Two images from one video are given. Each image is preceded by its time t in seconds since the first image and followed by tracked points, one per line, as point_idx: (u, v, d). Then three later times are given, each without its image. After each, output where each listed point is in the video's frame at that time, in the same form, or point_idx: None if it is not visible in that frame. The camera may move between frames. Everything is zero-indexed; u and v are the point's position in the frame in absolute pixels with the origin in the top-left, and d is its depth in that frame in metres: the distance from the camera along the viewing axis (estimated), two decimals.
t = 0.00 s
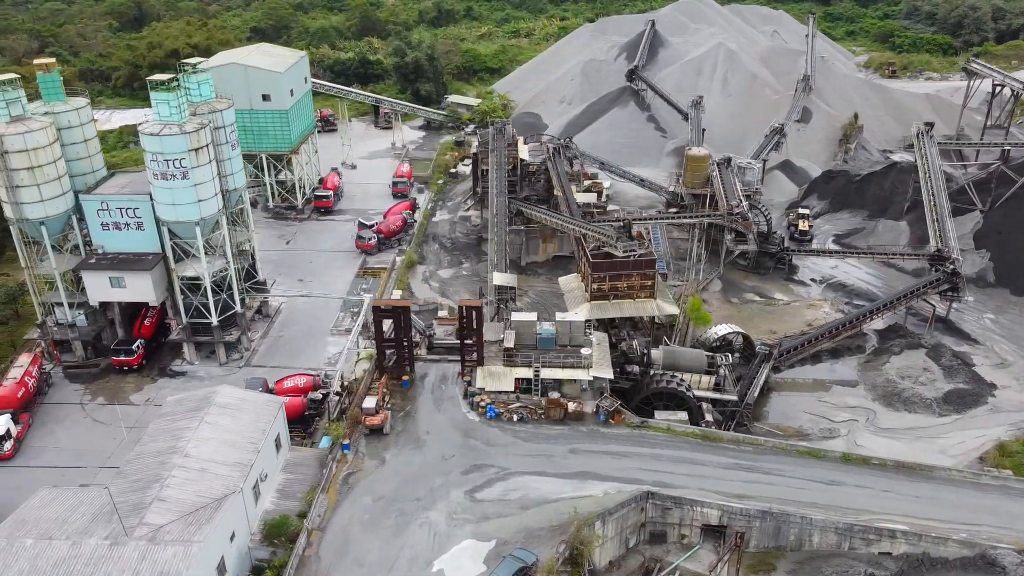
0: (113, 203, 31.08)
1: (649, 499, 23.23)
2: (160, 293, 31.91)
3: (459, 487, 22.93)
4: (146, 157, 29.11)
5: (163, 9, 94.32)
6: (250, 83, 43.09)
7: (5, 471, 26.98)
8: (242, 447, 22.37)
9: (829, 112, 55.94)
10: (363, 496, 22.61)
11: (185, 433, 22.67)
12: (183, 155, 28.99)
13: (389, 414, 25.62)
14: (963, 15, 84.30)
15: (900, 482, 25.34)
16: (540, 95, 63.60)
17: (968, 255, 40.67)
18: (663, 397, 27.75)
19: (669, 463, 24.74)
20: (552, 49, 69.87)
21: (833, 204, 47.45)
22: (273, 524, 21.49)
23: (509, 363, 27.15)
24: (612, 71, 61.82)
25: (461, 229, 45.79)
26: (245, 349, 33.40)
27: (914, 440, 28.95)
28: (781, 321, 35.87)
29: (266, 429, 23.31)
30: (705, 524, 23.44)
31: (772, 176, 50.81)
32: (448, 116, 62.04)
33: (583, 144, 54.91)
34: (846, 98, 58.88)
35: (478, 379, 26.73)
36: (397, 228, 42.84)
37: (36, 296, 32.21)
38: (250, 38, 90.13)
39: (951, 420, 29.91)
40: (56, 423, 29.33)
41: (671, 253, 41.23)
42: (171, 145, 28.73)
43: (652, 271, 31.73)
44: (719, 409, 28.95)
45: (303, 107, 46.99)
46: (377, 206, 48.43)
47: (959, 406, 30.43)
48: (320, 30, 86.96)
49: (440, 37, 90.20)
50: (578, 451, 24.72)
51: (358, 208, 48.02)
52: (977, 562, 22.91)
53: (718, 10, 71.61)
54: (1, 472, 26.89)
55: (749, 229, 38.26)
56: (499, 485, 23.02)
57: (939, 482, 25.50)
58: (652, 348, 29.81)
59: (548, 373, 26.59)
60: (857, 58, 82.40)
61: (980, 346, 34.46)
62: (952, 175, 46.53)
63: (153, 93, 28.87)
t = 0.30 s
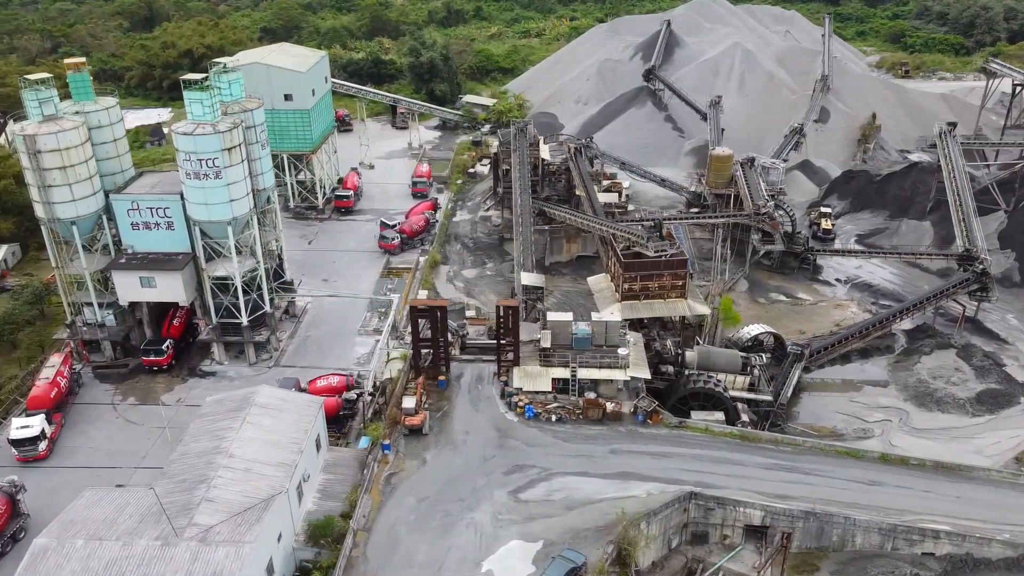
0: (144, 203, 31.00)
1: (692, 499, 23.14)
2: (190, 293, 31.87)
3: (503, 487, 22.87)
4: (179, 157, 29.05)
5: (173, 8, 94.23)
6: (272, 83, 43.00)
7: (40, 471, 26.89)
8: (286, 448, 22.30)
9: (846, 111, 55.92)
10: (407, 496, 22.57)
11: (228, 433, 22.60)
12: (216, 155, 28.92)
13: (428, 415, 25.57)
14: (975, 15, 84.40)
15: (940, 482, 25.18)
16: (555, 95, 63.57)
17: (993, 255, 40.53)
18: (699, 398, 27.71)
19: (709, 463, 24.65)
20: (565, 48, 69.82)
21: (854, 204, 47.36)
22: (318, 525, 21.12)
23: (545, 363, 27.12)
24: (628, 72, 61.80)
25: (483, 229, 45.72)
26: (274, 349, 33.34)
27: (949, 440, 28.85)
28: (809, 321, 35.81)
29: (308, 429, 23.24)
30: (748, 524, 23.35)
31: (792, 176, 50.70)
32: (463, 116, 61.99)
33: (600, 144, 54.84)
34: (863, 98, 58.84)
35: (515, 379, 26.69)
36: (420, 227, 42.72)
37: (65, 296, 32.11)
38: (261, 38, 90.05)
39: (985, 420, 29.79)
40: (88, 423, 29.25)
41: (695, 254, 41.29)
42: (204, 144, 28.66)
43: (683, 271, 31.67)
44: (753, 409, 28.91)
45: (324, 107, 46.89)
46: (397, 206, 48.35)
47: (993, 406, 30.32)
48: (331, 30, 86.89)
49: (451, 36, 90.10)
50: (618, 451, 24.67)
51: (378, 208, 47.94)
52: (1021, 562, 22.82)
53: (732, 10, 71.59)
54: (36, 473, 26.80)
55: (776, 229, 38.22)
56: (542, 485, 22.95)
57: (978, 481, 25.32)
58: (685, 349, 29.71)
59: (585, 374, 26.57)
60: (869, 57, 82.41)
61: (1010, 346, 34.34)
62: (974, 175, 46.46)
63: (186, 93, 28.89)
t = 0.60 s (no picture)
0: (175, 202, 30.89)
1: (736, 499, 23.09)
2: (220, 293, 31.80)
3: (547, 487, 22.83)
4: (212, 156, 28.97)
5: (182, 8, 94.07)
6: (294, 83, 42.89)
7: (76, 471, 26.79)
8: (331, 447, 22.23)
9: (865, 111, 55.82)
10: (451, 496, 22.52)
11: (271, 433, 22.51)
12: (249, 154, 28.85)
13: (467, 414, 25.51)
14: (987, 15, 84.50)
15: (982, 482, 25.02)
16: (571, 95, 63.43)
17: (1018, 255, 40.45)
18: (736, 397, 27.63)
19: (750, 463, 24.60)
20: (579, 48, 69.72)
21: (875, 204, 47.33)
22: (364, 525, 20.97)
23: (582, 362, 27.07)
24: (644, 71, 61.71)
25: (504, 229, 45.61)
26: (303, 348, 33.25)
27: (985, 439, 28.74)
28: (838, 321, 35.71)
29: (351, 429, 23.16)
30: (791, 524, 23.29)
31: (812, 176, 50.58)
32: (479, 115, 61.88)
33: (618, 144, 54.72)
34: (880, 97, 58.69)
35: (552, 379, 26.63)
36: (443, 227, 42.61)
37: (95, 296, 31.98)
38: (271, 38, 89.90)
39: (1020, 419, 29.70)
40: (120, 423, 29.15)
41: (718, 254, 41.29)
42: (238, 143, 28.58)
43: (715, 270, 31.60)
44: (788, 409, 28.88)
45: (344, 106, 46.75)
46: (417, 205, 48.23)
47: None
48: (342, 30, 86.79)
49: (462, 36, 90.01)
50: (659, 451, 24.62)
51: (398, 207, 47.83)
52: None
53: (745, 9, 71.49)
54: (71, 473, 26.70)
55: (804, 228, 38.15)
56: (586, 485, 22.89)
57: (1020, 481, 25.19)
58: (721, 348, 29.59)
59: (622, 373, 26.53)
60: (881, 57, 82.34)
61: None
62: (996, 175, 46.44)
63: (220, 93, 28.84)
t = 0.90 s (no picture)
0: (206, 201, 30.82)
1: (779, 499, 23.02)
2: (251, 292, 31.75)
3: (590, 486, 22.78)
4: (246, 155, 28.93)
5: (193, 8, 93.91)
6: (317, 82, 42.80)
7: (112, 471, 26.69)
8: (375, 447, 22.16)
9: (883, 111, 55.75)
10: (495, 496, 22.48)
11: (314, 432, 22.43)
12: (284, 153, 28.79)
13: (506, 413, 25.49)
14: (1000, 14, 84.66)
15: None
16: (586, 95, 63.36)
17: None
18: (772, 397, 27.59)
19: (791, 462, 24.54)
20: (594, 48, 69.62)
21: (896, 204, 47.02)
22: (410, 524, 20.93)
23: (619, 362, 27.07)
24: (660, 71, 61.60)
25: (526, 228, 45.52)
26: (332, 348, 33.20)
27: (1021, 439, 28.63)
28: (866, 320, 35.63)
29: (393, 428, 23.08)
30: (834, 523, 23.21)
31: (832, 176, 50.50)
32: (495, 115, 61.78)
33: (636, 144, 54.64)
34: (897, 97, 58.61)
35: (589, 379, 26.59)
36: (466, 226, 42.48)
37: (125, 295, 31.87)
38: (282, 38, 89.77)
39: None
40: (153, 423, 29.06)
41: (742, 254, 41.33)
42: (272, 142, 28.53)
43: (746, 270, 31.55)
44: (822, 409, 28.86)
45: (365, 106, 46.68)
46: (437, 205, 48.13)
47: None
48: (353, 30, 86.71)
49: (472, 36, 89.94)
50: (700, 450, 24.56)
51: (419, 207, 47.75)
52: None
53: (760, 9, 71.41)
54: (107, 472, 26.60)
55: (831, 228, 38.12)
56: (630, 484, 22.84)
57: None
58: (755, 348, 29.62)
59: (659, 372, 26.52)
60: (894, 57, 82.34)
61: None
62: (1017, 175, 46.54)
63: (254, 91, 28.77)
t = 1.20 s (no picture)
0: (238, 200, 30.70)
1: (823, 498, 22.96)
2: (282, 291, 31.67)
3: (635, 486, 22.73)
4: (280, 154, 28.83)
5: (202, 7, 93.71)
6: (340, 81, 42.69)
7: (148, 470, 26.60)
8: (420, 447, 22.09)
9: (901, 110, 55.70)
10: (540, 495, 22.42)
11: (359, 432, 22.35)
12: (318, 152, 28.72)
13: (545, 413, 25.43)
14: (1013, 14, 84.77)
15: None
16: (602, 95, 63.27)
17: None
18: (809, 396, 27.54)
19: (833, 461, 24.48)
20: (608, 47, 69.51)
21: (918, 203, 47.14)
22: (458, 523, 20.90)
23: (656, 361, 27.02)
24: (676, 71, 61.47)
25: (548, 228, 45.42)
26: (362, 347, 33.12)
27: None
28: (895, 319, 35.56)
29: (436, 428, 23.01)
30: (878, 523, 23.15)
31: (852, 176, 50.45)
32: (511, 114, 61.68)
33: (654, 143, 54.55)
34: (914, 96, 58.53)
35: (627, 378, 26.55)
36: (489, 225, 42.37)
37: (155, 295, 31.76)
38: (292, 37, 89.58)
39: None
40: (187, 422, 28.97)
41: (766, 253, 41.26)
42: (307, 141, 28.45)
43: (779, 270, 31.49)
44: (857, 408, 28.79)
45: (386, 105, 46.59)
46: (458, 204, 48.02)
47: None
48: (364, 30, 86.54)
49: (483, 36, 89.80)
50: (741, 450, 24.50)
51: (440, 206, 47.66)
52: None
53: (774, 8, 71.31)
54: (143, 472, 26.51)
55: (858, 228, 38.08)
56: (675, 484, 22.78)
57: None
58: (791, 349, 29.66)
59: (697, 372, 26.52)
60: (906, 56, 82.31)
61: None
62: None
63: (289, 90, 28.68)
